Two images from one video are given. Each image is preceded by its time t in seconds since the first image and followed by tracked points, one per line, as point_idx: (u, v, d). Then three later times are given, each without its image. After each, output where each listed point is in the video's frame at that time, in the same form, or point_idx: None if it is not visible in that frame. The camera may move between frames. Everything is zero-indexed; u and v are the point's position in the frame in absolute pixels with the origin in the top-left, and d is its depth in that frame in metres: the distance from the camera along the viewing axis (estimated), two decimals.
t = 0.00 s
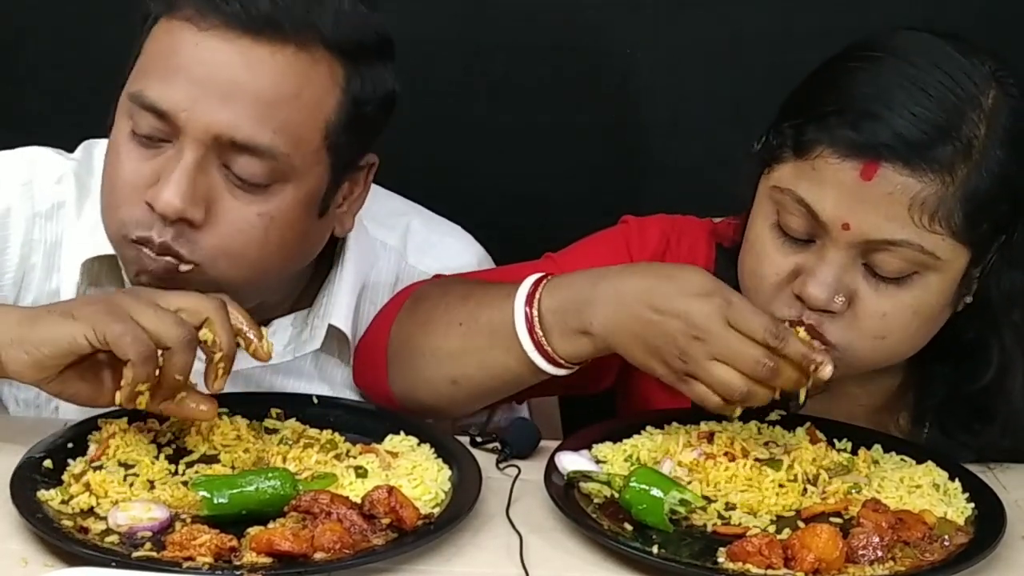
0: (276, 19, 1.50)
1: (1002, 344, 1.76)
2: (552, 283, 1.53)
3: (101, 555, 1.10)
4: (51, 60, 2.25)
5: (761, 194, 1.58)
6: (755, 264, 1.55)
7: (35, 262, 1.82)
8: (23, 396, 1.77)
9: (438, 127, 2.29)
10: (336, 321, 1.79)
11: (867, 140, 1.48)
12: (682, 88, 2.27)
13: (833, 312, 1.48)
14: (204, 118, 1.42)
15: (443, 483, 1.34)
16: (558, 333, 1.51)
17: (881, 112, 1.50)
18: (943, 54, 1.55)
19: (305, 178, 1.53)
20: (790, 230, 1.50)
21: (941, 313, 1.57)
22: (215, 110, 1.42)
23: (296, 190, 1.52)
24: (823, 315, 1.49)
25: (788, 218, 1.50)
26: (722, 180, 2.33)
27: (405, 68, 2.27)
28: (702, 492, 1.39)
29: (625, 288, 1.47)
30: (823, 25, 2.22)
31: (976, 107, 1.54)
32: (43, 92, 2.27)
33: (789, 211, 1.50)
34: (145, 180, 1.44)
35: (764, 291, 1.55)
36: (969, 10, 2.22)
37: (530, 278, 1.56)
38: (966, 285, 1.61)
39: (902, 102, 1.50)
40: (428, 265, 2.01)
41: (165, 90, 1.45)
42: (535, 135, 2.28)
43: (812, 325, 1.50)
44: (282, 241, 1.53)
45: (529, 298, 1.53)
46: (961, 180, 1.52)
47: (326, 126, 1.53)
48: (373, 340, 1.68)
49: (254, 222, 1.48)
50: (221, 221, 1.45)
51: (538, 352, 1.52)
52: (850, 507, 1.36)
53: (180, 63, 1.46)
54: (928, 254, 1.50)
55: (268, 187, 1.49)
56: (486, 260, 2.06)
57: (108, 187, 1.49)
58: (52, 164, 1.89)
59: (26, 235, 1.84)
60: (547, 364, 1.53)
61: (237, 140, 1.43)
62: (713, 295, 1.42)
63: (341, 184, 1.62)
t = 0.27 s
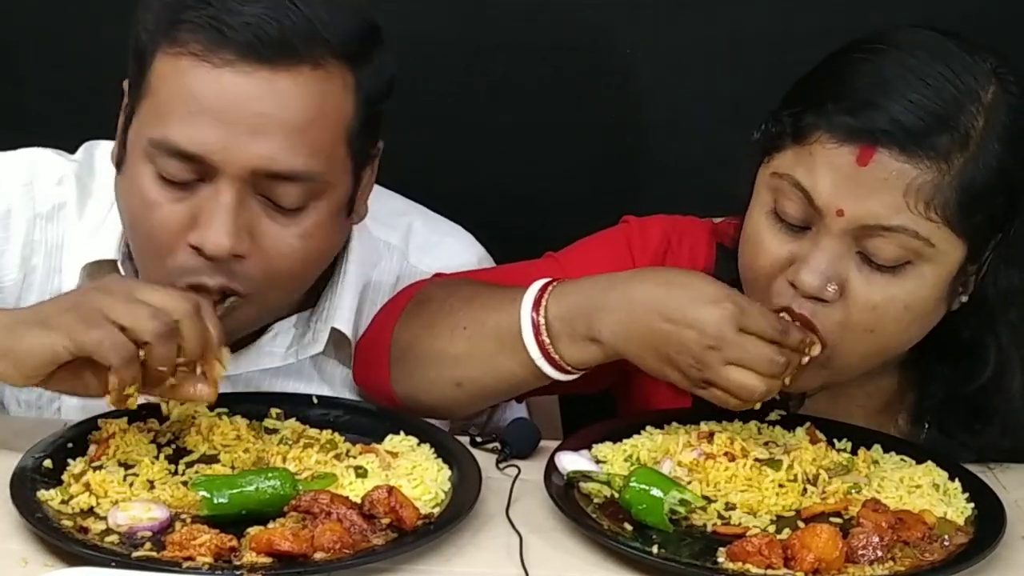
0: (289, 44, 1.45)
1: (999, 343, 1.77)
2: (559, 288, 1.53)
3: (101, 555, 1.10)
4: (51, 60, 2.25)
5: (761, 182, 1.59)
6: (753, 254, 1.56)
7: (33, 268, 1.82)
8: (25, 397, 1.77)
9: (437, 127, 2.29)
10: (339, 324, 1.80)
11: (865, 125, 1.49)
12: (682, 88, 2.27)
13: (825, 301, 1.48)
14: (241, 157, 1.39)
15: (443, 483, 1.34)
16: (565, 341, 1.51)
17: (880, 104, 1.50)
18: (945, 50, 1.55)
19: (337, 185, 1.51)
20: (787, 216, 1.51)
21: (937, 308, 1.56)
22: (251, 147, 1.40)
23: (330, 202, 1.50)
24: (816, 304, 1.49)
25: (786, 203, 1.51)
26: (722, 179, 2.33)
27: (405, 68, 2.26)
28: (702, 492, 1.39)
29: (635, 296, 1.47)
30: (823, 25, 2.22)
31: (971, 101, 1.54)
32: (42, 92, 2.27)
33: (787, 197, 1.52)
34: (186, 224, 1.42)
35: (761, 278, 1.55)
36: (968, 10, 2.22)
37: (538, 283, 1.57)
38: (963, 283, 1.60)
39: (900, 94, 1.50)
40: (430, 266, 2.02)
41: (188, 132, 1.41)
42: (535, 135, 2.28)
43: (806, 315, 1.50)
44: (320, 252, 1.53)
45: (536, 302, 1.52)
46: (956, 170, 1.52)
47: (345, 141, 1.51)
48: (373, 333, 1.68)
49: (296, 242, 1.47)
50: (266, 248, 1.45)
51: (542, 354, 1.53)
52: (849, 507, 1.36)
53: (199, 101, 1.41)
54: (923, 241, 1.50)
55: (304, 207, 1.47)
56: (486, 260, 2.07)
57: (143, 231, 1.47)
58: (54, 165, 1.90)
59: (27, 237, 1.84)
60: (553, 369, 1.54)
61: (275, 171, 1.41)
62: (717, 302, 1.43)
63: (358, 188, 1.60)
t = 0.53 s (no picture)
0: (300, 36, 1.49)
1: (999, 338, 1.77)
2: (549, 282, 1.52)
3: (101, 555, 1.10)
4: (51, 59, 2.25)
5: (755, 185, 1.58)
6: (750, 257, 1.56)
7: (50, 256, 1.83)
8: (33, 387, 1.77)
9: (437, 127, 2.29)
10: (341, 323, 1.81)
11: (857, 128, 1.49)
12: (681, 88, 2.27)
13: (823, 302, 1.48)
14: (264, 148, 1.41)
15: (443, 483, 1.34)
16: (553, 332, 1.50)
17: (874, 106, 1.50)
18: (938, 49, 1.56)
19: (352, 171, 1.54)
20: (783, 218, 1.51)
21: (932, 307, 1.57)
22: (273, 138, 1.42)
23: (347, 187, 1.53)
24: (814, 305, 1.49)
25: (781, 205, 1.51)
26: (722, 178, 2.33)
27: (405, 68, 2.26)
28: (702, 492, 1.39)
29: (622, 289, 1.45)
30: (822, 25, 2.23)
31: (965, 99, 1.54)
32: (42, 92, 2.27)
33: (781, 199, 1.51)
34: (211, 219, 1.44)
35: (757, 281, 1.55)
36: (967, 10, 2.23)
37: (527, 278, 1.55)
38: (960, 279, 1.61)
39: (893, 98, 1.50)
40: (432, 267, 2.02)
41: (207, 128, 1.43)
42: (535, 135, 2.28)
43: (805, 318, 1.50)
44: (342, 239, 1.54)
45: (526, 298, 1.51)
46: (948, 170, 1.52)
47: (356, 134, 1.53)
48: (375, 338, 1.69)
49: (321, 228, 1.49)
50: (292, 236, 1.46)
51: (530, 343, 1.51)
52: (849, 507, 1.36)
53: (214, 96, 1.44)
54: (917, 244, 1.51)
55: (324, 194, 1.49)
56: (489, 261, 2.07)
57: (166, 231, 1.48)
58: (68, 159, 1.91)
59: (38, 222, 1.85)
60: (542, 362, 1.52)
61: (298, 158, 1.44)
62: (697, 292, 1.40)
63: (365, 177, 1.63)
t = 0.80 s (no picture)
0: (321, 23, 1.52)
1: (1001, 331, 1.77)
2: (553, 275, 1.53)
3: (101, 555, 1.10)
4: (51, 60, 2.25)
5: (759, 195, 1.58)
6: (758, 264, 1.56)
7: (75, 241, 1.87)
8: (52, 374, 1.83)
9: (437, 128, 2.29)
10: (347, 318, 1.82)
11: (864, 134, 1.48)
12: (681, 88, 2.27)
13: (836, 310, 1.48)
14: (285, 137, 1.44)
15: (443, 483, 1.34)
16: (554, 314, 1.50)
17: (875, 110, 1.51)
18: (932, 46, 1.56)
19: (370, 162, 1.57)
20: (791, 227, 1.51)
21: (944, 304, 1.57)
22: (293, 127, 1.45)
23: (365, 176, 1.56)
24: (827, 314, 1.49)
25: (789, 216, 1.51)
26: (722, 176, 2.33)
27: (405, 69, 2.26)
28: (702, 492, 1.39)
29: (627, 296, 1.44)
30: (822, 25, 2.23)
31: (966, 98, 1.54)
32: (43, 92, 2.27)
33: (788, 210, 1.51)
34: (233, 209, 1.47)
35: (767, 291, 1.55)
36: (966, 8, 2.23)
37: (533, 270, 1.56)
38: (966, 275, 1.61)
39: (895, 103, 1.51)
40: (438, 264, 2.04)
41: (231, 117, 1.46)
42: (535, 135, 2.28)
43: (817, 326, 1.50)
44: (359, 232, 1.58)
45: (532, 293, 1.52)
46: (954, 172, 1.52)
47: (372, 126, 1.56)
48: (376, 338, 1.69)
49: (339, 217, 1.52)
50: (312, 224, 1.49)
51: (534, 333, 1.51)
52: (849, 507, 1.36)
53: (235, 86, 1.47)
54: (928, 246, 1.50)
55: (343, 183, 1.52)
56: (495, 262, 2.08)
57: (188, 222, 1.51)
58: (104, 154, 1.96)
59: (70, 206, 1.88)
60: (542, 350, 1.51)
61: (318, 147, 1.47)
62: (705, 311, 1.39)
63: (382, 169, 1.67)
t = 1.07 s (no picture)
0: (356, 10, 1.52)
1: (1004, 336, 1.77)
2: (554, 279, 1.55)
3: (101, 555, 1.10)
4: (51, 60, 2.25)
5: (764, 192, 1.59)
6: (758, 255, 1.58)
7: (81, 220, 1.84)
8: (56, 373, 1.83)
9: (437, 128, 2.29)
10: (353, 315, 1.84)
11: (872, 135, 1.49)
12: (681, 88, 2.27)
13: (836, 310, 1.49)
14: (312, 118, 1.44)
15: (443, 483, 1.34)
16: (552, 314, 1.51)
17: (883, 110, 1.51)
18: (941, 48, 1.56)
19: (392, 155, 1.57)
20: (794, 225, 1.52)
21: (948, 306, 1.57)
22: (322, 107, 1.45)
23: (387, 166, 1.56)
24: (826, 313, 1.50)
25: (795, 215, 1.52)
26: (722, 176, 2.33)
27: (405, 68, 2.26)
28: (701, 492, 1.39)
29: (626, 301, 1.46)
30: (823, 25, 2.23)
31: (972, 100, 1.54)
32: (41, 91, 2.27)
33: (793, 208, 1.52)
34: (255, 183, 1.46)
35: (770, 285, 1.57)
36: (968, 9, 2.23)
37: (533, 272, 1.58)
38: (970, 278, 1.61)
39: (903, 101, 1.51)
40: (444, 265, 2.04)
41: (261, 94, 1.46)
42: (535, 135, 2.28)
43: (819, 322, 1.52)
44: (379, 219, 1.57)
45: (531, 294, 1.53)
46: (961, 175, 1.52)
47: (399, 115, 1.56)
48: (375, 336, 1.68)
49: (358, 201, 1.51)
50: (332, 207, 1.49)
51: (531, 339, 1.52)
52: (849, 507, 1.36)
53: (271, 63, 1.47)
54: (933, 249, 1.51)
55: (368, 169, 1.53)
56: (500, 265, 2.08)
57: (208, 195, 1.50)
58: (101, 152, 2.02)
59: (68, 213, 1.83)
60: (539, 352, 1.52)
61: (345, 130, 1.47)
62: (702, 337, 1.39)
63: (405, 164, 1.67)
